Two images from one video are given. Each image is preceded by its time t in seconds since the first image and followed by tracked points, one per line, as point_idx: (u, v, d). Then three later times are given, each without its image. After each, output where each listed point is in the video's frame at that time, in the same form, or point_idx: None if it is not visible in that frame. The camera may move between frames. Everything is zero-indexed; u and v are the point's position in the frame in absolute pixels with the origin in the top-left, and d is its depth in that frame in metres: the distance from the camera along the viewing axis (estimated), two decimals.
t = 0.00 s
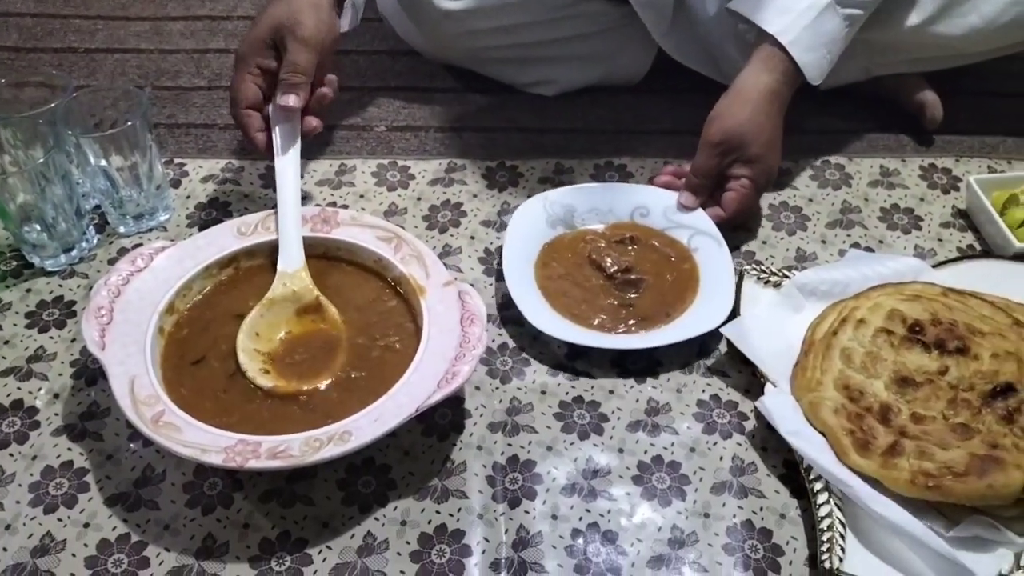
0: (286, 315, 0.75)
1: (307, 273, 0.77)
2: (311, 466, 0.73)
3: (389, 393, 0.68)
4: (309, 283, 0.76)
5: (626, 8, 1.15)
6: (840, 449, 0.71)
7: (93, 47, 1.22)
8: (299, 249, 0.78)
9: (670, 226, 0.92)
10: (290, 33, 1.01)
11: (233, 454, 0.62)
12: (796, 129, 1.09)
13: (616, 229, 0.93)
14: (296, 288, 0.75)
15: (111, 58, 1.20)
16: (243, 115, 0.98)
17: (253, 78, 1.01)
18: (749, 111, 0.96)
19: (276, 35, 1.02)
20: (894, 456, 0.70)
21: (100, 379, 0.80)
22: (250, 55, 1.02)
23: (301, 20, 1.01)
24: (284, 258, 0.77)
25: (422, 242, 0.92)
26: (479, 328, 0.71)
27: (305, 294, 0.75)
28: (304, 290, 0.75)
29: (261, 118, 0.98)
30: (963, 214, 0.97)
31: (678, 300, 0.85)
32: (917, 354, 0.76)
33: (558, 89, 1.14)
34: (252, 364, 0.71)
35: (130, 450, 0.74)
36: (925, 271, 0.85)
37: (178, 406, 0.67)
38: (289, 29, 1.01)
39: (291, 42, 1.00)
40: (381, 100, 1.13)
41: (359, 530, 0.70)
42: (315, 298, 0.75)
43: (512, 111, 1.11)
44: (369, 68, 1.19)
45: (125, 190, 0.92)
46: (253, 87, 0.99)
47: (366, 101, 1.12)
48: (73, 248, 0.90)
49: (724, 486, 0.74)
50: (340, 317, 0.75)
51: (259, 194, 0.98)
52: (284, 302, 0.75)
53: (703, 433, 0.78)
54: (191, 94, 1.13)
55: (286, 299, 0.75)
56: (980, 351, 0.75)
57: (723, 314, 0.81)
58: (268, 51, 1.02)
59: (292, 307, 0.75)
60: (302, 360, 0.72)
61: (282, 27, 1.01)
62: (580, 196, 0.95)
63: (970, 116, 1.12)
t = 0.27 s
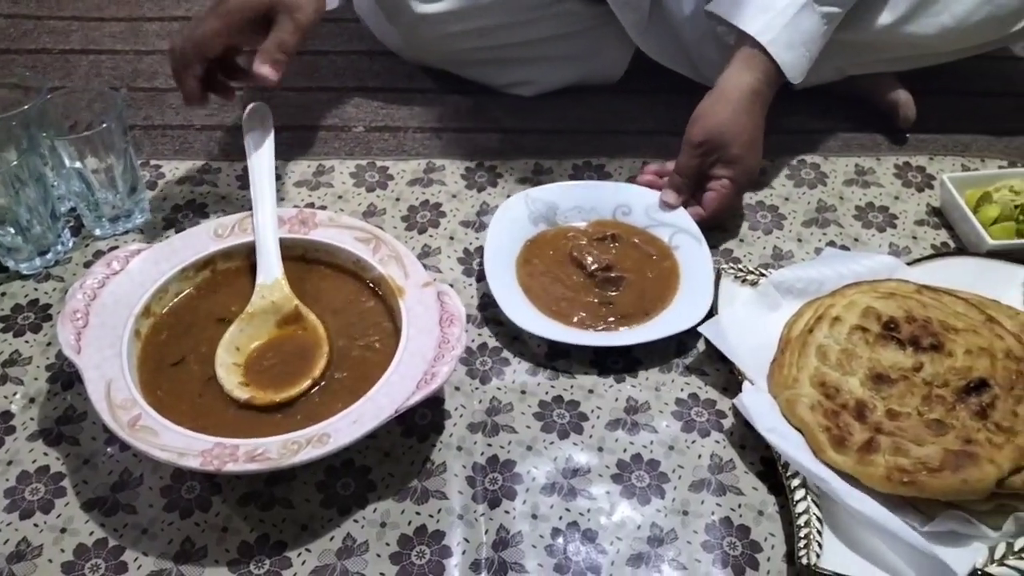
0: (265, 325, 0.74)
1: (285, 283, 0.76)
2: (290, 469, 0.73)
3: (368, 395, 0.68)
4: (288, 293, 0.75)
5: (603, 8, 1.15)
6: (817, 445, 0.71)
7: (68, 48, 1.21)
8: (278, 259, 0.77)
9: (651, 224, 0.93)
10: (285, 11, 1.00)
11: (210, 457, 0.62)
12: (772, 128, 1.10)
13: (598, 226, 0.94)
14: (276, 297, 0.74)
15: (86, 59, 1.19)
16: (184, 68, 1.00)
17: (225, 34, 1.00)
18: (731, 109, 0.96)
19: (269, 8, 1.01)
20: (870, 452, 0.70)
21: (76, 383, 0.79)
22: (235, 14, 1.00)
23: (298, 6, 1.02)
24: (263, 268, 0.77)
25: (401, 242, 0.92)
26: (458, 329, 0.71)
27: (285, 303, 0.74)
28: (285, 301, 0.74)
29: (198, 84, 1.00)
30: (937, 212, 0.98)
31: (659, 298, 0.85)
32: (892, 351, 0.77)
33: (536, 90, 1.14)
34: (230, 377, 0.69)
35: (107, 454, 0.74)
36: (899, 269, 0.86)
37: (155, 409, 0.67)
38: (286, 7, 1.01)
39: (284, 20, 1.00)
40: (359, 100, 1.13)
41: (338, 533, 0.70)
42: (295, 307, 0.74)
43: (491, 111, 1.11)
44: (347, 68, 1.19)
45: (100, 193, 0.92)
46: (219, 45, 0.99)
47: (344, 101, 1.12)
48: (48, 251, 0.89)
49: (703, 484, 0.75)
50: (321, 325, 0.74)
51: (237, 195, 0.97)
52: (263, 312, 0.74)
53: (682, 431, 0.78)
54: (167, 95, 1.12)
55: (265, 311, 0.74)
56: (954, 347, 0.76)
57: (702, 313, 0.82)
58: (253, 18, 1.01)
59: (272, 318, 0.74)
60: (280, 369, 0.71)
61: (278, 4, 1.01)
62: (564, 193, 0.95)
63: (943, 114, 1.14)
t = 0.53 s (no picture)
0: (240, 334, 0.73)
1: (261, 292, 0.75)
2: (268, 475, 0.73)
3: (345, 400, 0.68)
4: (264, 301, 0.74)
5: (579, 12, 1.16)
6: (791, 444, 0.73)
7: (41, 55, 1.20)
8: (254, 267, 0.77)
9: (628, 226, 0.94)
10: None
11: (187, 464, 0.62)
12: (747, 131, 1.11)
13: (575, 228, 0.94)
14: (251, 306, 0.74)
15: (60, 66, 1.18)
16: None
17: None
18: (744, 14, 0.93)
19: None
20: (843, 450, 0.71)
21: (52, 392, 0.79)
22: None
23: None
24: (239, 276, 0.76)
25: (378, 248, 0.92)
26: (435, 333, 0.71)
27: (260, 312, 0.74)
28: (261, 310, 0.74)
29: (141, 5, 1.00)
30: (908, 212, 0.99)
31: (635, 301, 0.86)
32: (864, 350, 0.78)
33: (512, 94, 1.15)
34: (206, 387, 0.69)
35: (83, 463, 0.73)
36: (871, 269, 0.88)
37: (130, 417, 0.67)
38: None
39: None
40: (336, 105, 1.13)
41: (316, 539, 0.70)
42: (271, 316, 0.74)
43: (468, 115, 1.12)
44: (323, 73, 1.19)
45: (74, 200, 0.91)
46: None
47: (321, 106, 1.12)
48: (22, 259, 0.88)
49: (680, 484, 0.75)
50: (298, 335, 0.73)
51: (212, 201, 0.97)
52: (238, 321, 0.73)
53: (658, 432, 0.79)
54: (143, 101, 1.12)
55: (240, 320, 0.73)
56: (925, 345, 0.77)
57: (678, 316, 0.83)
58: None
59: (248, 327, 0.74)
60: (256, 379, 0.71)
61: None
62: (541, 197, 0.96)
63: (914, 116, 1.15)
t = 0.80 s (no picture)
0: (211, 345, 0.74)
1: (231, 304, 0.76)
2: (239, 485, 0.74)
3: (314, 409, 0.69)
4: (234, 313, 0.75)
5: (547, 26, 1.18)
6: (752, 448, 0.75)
7: (12, 68, 1.20)
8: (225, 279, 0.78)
9: (596, 236, 0.95)
10: None
11: (158, 475, 0.63)
12: (711, 143, 1.14)
13: (543, 238, 0.96)
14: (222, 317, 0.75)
15: (30, 79, 1.18)
16: None
17: None
18: None
19: None
20: (803, 454, 0.73)
21: (22, 405, 0.79)
22: None
23: None
24: (210, 288, 0.77)
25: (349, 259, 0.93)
26: (405, 342, 0.73)
27: (231, 324, 0.75)
28: (232, 321, 0.75)
29: None
30: (868, 221, 1.02)
31: (602, 310, 0.88)
32: (823, 356, 0.80)
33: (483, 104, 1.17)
34: (177, 398, 0.70)
35: (55, 475, 0.74)
36: (831, 277, 0.90)
37: (102, 428, 0.67)
38: None
39: None
40: (307, 118, 1.14)
41: (287, 547, 0.71)
42: (242, 328, 0.75)
43: (439, 127, 1.14)
44: (295, 86, 1.20)
45: (45, 214, 0.91)
46: None
47: (292, 119, 1.14)
48: None
49: (645, 489, 0.77)
50: (268, 345, 0.74)
51: (184, 214, 0.97)
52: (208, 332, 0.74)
53: (625, 438, 0.81)
54: (114, 114, 1.12)
55: (211, 332, 0.74)
56: (882, 351, 0.80)
57: (643, 325, 0.85)
58: None
59: (219, 338, 0.75)
60: (226, 389, 0.71)
61: None
62: (509, 207, 0.97)
63: (873, 127, 1.19)
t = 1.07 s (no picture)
0: (177, 352, 0.76)
1: (198, 312, 0.78)
2: (205, 489, 0.75)
3: (279, 415, 0.71)
4: (201, 322, 0.77)
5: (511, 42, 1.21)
6: (704, 448, 0.77)
7: None
8: (191, 288, 0.79)
9: (557, 246, 0.98)
10: None
11: (125, 478, 0.64)
12: (669, 156, 1.18)
13: (505, 248, 0.98)
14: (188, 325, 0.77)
15: None
16: None
17: None
18: (839, 66, 0.94)
19: None
20: (752, 453, 0.76)
21: None
22: None
23: None
24: (176, 297, 0.79)
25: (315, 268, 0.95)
26: (368, 349, 0.75)
27: (198, 332, 0.77)
28: (198, 329, 0.77)
29: None
30: (818, 231, 1.06)
31: (562, 317, 0.91)
32: (772, 360, 0.83)
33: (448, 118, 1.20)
34: (144, 404, 0.71)
35: (22, 481, 0.75)
36: (782, 285, 0.94)
37: (69, 434, 0.69)
38: None
39: None
40: (275, 130, 1.16)
41: (252, 549, 0.72)
42: (208, 336, 0.76)
43: (405, 139, 1.17)
44: (263, 100, 1.23)
45: (14, 224, 0.92)
46: None
47: (260, 131, 1.16)
48: None
49: (602, 490, 0.80)
50: (234, 352, 0.76)
51: (152, 224, 0.99)
52: (175, 340, 0.76)
53: (583, 441, 0.83)
54: (83, 127, 1.14)
55: (178, 340, 0.76)
56: (827, 355, 0.83)
57: (601, 332, 0.88)
58: None
59: (186, 346, 0.76)
60: (193, 395, 0.73)
61: None
62: (472, 218, 1.00)
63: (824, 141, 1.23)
